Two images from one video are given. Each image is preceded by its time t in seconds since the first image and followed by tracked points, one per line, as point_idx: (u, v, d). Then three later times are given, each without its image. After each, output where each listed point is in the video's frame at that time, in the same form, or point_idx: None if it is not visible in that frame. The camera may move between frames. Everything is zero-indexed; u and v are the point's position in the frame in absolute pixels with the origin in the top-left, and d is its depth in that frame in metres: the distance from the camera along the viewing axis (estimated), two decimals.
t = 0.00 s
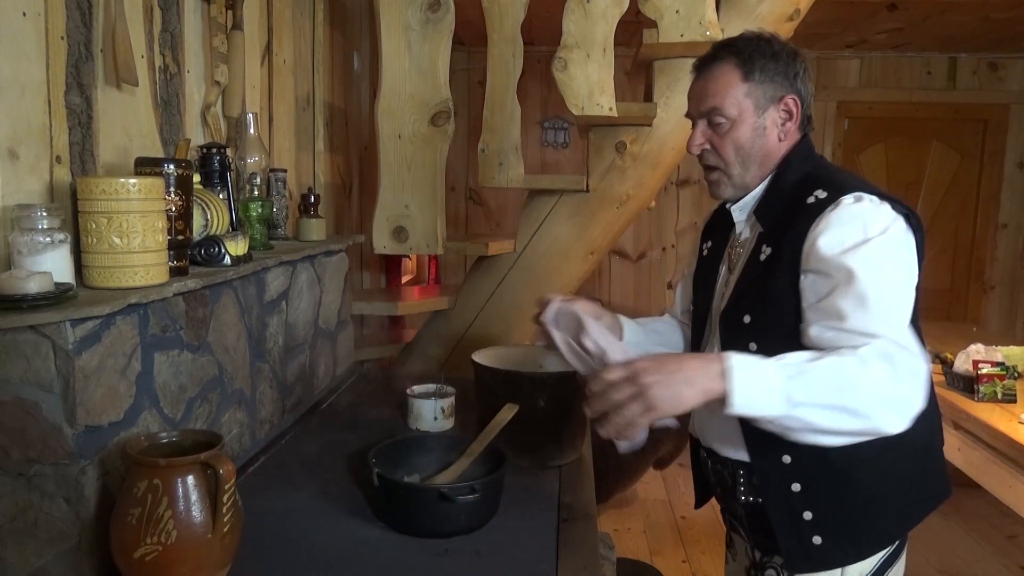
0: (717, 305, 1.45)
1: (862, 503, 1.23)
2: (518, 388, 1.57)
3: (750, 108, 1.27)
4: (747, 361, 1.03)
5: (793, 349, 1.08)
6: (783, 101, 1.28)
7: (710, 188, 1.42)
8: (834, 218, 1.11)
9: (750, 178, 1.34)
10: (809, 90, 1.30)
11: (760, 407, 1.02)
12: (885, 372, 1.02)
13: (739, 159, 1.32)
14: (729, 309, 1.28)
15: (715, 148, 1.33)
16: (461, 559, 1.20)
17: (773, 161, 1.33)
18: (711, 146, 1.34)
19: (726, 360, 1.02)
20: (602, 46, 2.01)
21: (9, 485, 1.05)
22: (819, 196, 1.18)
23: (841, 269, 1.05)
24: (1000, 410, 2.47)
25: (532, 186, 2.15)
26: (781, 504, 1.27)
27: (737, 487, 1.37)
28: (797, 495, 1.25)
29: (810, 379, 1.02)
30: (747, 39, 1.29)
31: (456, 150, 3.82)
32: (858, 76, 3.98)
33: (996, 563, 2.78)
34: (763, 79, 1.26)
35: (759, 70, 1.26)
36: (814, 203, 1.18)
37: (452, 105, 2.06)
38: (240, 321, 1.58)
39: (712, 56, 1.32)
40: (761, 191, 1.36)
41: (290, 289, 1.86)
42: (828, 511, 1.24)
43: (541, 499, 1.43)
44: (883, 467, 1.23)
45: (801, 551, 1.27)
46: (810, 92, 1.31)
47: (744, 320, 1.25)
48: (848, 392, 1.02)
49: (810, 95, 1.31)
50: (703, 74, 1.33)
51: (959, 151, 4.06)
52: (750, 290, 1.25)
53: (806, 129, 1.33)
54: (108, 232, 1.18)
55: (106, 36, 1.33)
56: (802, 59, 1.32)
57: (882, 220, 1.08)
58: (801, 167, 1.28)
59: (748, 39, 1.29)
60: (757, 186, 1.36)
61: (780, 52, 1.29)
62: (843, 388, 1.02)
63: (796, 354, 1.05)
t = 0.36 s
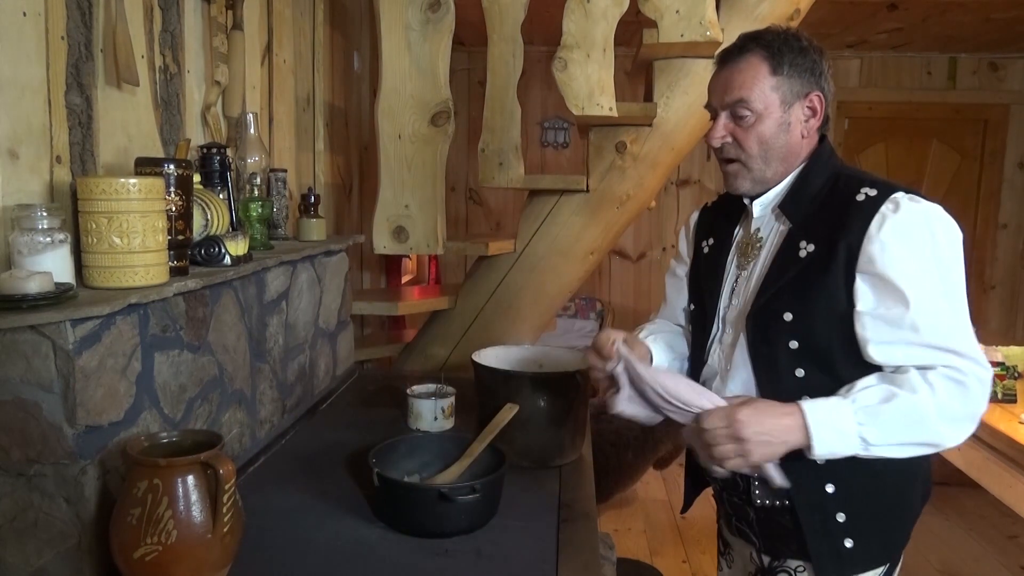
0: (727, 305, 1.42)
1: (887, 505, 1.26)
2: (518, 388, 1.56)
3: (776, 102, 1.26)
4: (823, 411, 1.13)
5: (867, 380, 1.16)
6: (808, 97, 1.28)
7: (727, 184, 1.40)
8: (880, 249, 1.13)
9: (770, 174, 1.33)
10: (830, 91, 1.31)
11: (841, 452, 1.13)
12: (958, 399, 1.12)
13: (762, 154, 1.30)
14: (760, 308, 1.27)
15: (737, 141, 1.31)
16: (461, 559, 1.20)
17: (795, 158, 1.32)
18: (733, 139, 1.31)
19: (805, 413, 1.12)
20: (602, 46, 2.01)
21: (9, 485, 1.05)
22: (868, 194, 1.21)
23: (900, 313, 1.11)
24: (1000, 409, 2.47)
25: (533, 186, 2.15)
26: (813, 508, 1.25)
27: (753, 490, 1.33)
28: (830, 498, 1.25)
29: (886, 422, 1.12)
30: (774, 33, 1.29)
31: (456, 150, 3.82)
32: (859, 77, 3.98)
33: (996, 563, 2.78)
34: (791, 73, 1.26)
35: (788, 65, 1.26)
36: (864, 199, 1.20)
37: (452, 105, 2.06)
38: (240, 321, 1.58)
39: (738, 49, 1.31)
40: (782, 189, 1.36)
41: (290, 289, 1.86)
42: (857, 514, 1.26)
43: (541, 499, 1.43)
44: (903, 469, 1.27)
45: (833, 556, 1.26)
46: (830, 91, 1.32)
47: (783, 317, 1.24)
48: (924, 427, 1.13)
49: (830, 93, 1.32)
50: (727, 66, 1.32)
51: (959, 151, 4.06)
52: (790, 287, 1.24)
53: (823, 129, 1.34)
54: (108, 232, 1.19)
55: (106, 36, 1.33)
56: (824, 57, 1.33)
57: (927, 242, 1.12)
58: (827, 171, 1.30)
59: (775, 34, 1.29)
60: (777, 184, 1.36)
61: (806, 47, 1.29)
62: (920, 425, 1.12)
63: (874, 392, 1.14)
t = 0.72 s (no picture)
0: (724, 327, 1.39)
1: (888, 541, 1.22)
2: (519, 388, 1.59)
3: (772, 101, 1.23)
4: (802, 455, 1.10)
5: (853, 421, 1.12)
6: (811, 96, 1.24)
7: (719, 188, 1.36)
8: (886, 291, 1.09)
9: (767, 179, 1.29)
10: (842, 89, 1.27)
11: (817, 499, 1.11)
12: (942, 454, 1.10)
13: (756, 157, 1.27)
14: (756, 339, 1.23)
15: (729, 141, 1.29)
16: (461, 559, 1.20)
17: (793, 162, 1.28)
18: (727, 137, 1.29)
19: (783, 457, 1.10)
20: (602, 46, 2.02)
21: (9, 485, 1.05)
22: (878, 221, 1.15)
23: (895, 361, 1.08)
24: (1001, 410, 2.47)
25: (533, 186, 2.15)
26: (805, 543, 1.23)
27: (747, 513, 1.31)
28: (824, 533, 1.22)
29: (866, 473, 1.10)
30: (782, 22, 1.25)
31: (455, 150, 3.82)
32: (859, 77, 3.98)
33: (996, 563, 2.78)
34: (792, 68, 1.22)
35: (790, 58, 1.22)
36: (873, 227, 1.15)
37: (452, 105, 2.06)
38: (240, 321, 1.58)
39: (738, 36, 1.28)
40: (782, 202, 1.32)
41: (290, 289, 1.86)
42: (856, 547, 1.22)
43: (541, 500, 1.43)
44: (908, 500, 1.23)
45: None
46: (840, 87, 1.26)
47: (781, 352, 1.20)
48: (903, 479, 1.10)
49: (840, 90, 1.27)
50: (725, 56, 1.28)
51: (959, 151, 4.05)
52: (787, 320, 1.20)
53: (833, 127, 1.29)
54: (108, 232, 1.19)
55: (106, 36, 1.33)
56: (839, 48, 1.27)
57: (934, 290, 1.08)
58: (832, 186, 1.26)
59: (782, 20, 1.25)
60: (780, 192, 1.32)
61: (815, 38, 1.24)
62: (902, 478, 1.10)
63: (859, 439, 1.10)
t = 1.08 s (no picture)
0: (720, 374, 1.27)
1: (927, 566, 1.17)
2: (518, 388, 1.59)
3: (735, 131, 1.16)
4: (861, 523, 0.99)
5: (895, 463, 1.04)
6: (778, 126, 1.17)
7: (676, 222, 1.26)
8: (907, 322, 1.03)
9: (727, 216, 1.20)
10: (812, 119, 1.20)
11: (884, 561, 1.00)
12: (998, 476, 1.01)
13: (716, 189, 1.19)
14: (775, 395, 1.17)
15: (686, 170, 1.20)
16: (460, 559, 1.20)
17: (757, 197, 1.20)
18: (684, 167, 1.21)
19: (840, 529, 0.98)
20: (602, 47, 2.02)
21: (9, 485, 1.05)
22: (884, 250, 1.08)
23: (933, 393, 1.01)
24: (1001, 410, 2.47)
25: (532, 186, 2.15)
26: None
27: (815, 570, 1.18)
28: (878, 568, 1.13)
29: (931, 522, 0.99)
30: (750, 39, 1.16)
31: (456, 150, 3.82)
32: (859, 77, 3.98)
33: (996, 562, 2.78)
34: (758, 96, 1.15)
35: (755, 84, 1.14)
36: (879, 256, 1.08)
37: (453, 105, 2.07)
38: (240, 321, 1.58)
39: (701, 55, 1.18)
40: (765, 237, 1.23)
41: (290, 289, 1.86)
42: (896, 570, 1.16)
43: (541, 499, 1.43)
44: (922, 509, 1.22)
45: None
46: (811, 115, 1.19)
47: (809, 404, 1.13)
48: (971, 516, 1.00)
49: (811, 119, 1.19)
50: (685, 76, 1.19)
51: (959, 151, 4.06)
52: (810, 367, 1.14)
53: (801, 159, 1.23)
54: (108, 232, 1.19)
55: (106, 36, 1.33)
56: (815, 70, 1.19)
57: (954, 306, 1.03)
58: (812, 214, 1.19)
59: (750, 38, 1.16)
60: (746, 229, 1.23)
61: (786, 62, 1.16)
62: (968, 516, 1.00)
63: (910, 486, 1.01)
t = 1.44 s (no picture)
0: (714, 386, 1.26)
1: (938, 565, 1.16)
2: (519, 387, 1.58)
3: (693, 140, 1.17)
4: (882, 530, 0.99)
5: (910, 461, 1.05)
6: (736, 135, 1.18)
7: (636, 233, 1.26)
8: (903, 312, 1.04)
9: (688, 224, 1.21)
10: (774, 128, 1.21)
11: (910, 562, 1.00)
12: (1015, 458, 1.01)
13: (675, 199, 1.19)
14: (779, 406, 1.17)
15: (647, 181, 1.21)
16: (460, 559, 1.20)
17: (722, 206, 1.21)
18: (643, 177, 1.22)
19: (862, 540, 0.99)
20: (602, 47, 2.02)
21: (9, 485, 1.05)
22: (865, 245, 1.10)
23: (936, 385, 1.01)
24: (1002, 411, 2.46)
25: (532, 186, 2.15)
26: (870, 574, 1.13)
27: None
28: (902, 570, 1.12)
29: (954, 517, 0.99)
30: (706, 49, 1.18)
31: (456, 150, 3.82)
32: (859, 77, 3.98)
33: (996, 563, 2.78)
34: (714, 105, 1.16)
35: (712, 92, 1.15)
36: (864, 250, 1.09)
37: (452, 105, 2.07)
38: (240, 321, 1.58)
39: (658, 65, 1.20)
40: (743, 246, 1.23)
41: (290, 290, 1.86)
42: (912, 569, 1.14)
43: (541, 499, 1.43)
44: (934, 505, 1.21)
45: None
46: (773, 124, 1.20)
47: (814, 409, 1.13)
48: (994, 504, 1.00)
49: (773, 127, 1.20)
50: (643, 88, 1.21)
51: (959, 151, 4.06)
52: (809, 372, 1.14)
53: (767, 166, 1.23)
54: (108, 232, 1.19)
55: (106, 36, 1.33)
56: (773, 79, 1.21)
57: (945, 291, 1.04)
58: (787, 216, 1.20)
59: (708, 49, 1.18)
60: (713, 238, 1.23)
61: (742, 71, 1.18)
62: (991, 505, 1.00)
63: (927, 485, 1.01)
